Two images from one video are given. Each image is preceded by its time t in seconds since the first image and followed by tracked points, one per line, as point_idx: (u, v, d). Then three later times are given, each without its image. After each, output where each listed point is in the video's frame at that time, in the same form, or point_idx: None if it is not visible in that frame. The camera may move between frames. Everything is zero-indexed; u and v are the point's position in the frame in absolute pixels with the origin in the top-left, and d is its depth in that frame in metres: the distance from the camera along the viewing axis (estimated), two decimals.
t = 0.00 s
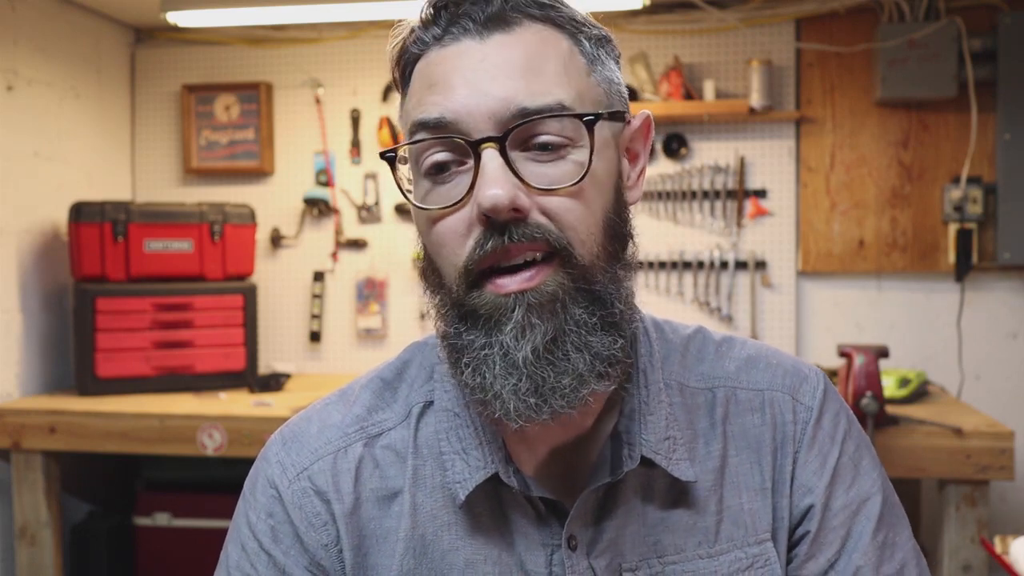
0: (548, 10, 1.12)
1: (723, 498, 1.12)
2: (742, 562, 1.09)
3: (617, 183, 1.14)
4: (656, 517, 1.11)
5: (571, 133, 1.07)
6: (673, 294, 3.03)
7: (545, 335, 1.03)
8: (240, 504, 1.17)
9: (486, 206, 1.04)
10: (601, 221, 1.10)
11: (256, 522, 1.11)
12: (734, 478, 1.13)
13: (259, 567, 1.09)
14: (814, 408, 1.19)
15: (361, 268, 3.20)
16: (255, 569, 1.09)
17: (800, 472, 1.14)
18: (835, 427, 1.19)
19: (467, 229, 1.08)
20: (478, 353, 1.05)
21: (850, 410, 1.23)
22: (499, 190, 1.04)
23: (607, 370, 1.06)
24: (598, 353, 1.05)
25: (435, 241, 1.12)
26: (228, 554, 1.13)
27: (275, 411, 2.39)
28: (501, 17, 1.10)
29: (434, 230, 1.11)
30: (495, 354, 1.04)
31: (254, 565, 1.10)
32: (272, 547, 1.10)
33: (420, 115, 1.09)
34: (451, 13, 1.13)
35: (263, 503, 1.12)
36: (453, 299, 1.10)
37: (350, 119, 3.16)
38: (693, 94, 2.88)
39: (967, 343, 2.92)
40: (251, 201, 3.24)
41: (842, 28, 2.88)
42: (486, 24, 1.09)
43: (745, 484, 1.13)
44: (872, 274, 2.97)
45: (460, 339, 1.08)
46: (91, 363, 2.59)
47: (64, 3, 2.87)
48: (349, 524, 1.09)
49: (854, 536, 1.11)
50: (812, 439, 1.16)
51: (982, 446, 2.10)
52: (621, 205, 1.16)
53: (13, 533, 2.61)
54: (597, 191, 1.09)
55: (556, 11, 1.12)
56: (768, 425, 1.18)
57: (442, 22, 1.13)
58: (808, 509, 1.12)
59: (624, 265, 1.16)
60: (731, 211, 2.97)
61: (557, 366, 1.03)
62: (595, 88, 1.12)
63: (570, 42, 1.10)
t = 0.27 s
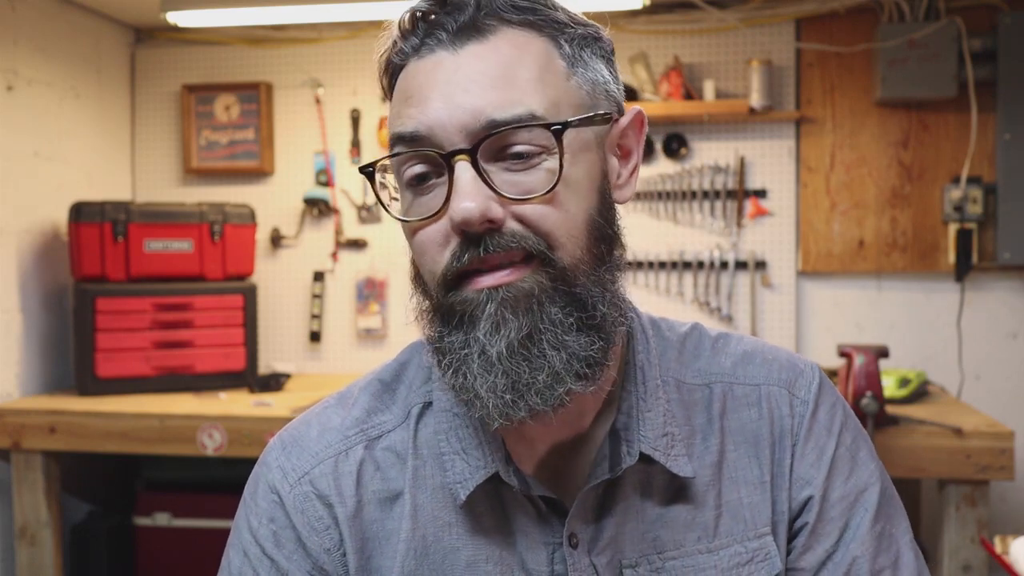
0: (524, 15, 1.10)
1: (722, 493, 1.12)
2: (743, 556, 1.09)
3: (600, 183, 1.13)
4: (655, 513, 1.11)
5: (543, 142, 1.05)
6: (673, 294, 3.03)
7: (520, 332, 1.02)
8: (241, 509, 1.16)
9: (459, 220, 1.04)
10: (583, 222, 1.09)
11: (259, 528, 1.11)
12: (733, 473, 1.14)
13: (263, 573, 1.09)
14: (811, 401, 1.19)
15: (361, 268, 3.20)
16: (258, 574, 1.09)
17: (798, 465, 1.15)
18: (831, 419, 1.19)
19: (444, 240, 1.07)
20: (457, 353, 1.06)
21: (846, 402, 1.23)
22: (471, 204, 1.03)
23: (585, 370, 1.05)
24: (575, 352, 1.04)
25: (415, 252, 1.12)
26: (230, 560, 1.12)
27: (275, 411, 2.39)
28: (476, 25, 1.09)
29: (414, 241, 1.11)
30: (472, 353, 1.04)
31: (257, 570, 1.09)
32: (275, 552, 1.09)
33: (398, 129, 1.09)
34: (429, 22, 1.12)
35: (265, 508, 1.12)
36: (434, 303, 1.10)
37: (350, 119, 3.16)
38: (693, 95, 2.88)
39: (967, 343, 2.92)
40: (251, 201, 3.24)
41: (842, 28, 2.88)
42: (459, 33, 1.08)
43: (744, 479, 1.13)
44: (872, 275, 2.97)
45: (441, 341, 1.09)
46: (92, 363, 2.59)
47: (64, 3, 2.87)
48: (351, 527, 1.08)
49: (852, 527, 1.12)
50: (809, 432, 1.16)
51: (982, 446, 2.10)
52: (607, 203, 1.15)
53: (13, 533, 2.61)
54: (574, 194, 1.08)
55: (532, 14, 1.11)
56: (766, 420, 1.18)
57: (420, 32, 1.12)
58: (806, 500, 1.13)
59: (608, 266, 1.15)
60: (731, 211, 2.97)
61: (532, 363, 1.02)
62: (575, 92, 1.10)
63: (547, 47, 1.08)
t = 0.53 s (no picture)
0: (524, 15, 1.10)
1: (720, 491, 1.12)
2: (741, 554, 1.09)
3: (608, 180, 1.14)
4: (654, 511, 1.11)
5: (563, 139, 1.06)
6: (672, 294, 3.03)
7: (555, 329, 1.03)
8: (241, 515, 1.16)
9: (490, 222, 1.03)
10: (601, 218, 1.10)
11: (259, 532, 1.11)
12: (730, 471, 1.13)
13: None
14: (806, 399, 1.19)
15: (361, 268, 3.20)
16: None
17: (792, 463, 1.14)
18: (825, 418, 1.19)
19: (467, 243, 1.07)
20: (488, 356, 1.05)
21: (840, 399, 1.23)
22: (500, 205, 1.03)
23: (616, 363, 1.07)
24: (607, 345, 1.05)
25: (435, 258, 1.11)
26: (231, 564, 1.12)
27: (275, 411, 2.39)
28: (479, 27, 1.09)
29: (435, 248, 1.10)
30: (506, 353, 1.04)
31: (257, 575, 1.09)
32: (275, 556, 1.09)
33: (409, 135, 1.08)
34: (429, 28, 1.12)
35: (264, 513, 1.12)
36: (458, 309, 1.09)
37: (349, 119, 3.16)
38: (693, 95, 2.88)
39: (966, 343, 2.92)
40: (251, 201, 3.24)
41: (842, 28, 2.88)
42: (466, 35, 1.08)
43: (740, 477, 1.13)
44: (872, 274, 2.97)
45: (469, 345, 1.08)
46: (92, 363, 2.59)
47: (64, 3, 2.87)
48: (352, 530, 1.08)
49: (845, 526, 1.11)
50: (805, 430, 1.16)
51: (981, 446, 2.09)
52: (614, 198, 1.16)
53: (13, 533, 2.61)
54: (593, 190, 1.09)
55: (532, 14, 1.11)
56: (762, 418, 1.17)
57: (421, 37, 1.12)
58: (800, 498, 1.12)
59: (623, 260, 1.16)
60: (731, 211, 2.97)
61: (568, 359, 1.03)
62: (579, 89, 1.10)
63: (550, 46, 1.09)
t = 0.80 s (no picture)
0: (512, 19, 1.10)
1: (712, 501, 1.12)
2: (731, 565, 1.09)
3: (592, 191, 1.13)
4: (645, 518, 1.11)
5: (537, 152, 1.05)
6: (672, 293, 3.03)
7: (519, 347, 1.03)
8: (235, 513, 1.16)
9: (455, 232, 1.03)
10: (576, 232, 1.09)
11: (252, 530, 1.11)
12: (723, 481, 1.13)
13: None
14: (805, 411, 1.18)
15: (361, 268, 3.20)
16: None
17: (789, 477, 1.14)
18: (826, 432, 1.18)
19: (439, 251, 1.07)
20: (457, 367, 1.06)
21: (841, 414, 1.23)
22: (466, 216, 1.03)
23: (584, 381, 1.06)
24: (574, 364, 1.04)
25: (411, 262, 1.12)
26: (225, 562, 1.13)
27: (275, 411, 2.39)
28: (464, 31, 1.08)
29: (409, 252, 1.11)
30: (472, 367, 1.04)
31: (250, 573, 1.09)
32: (267, 555, 1.09)
33: (389, 141, 1.09)
34: (416, 31, 1.12)
35: (257, 512, 1.12)
36: (433, 317, 1.10)
37: (349, 119, 3.16)
38: (693, 95, 2.88)
39: (967, 343, 2.92)
40: (251, 201, 3.24)
41: (841, 28, 2.88)
42: (449, 40, 1.08)
43: (733, 487, 1.13)
44: (872, 275, 2.97)
45: (442, 354, 1.09)
46: (91, 363, 2.59)
47: (65, 3, 2.87)
48: (342, 530, 1.09)
49: (844, 543, 1.11)
50: (802, 443, 1.16)
51: (982, 446, 2.09)
52: (598, 210, 1.15)
53: (13, 533, 2.61)
54: (567, 205, 1.08)
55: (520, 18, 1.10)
56: (757, 428, 1.17)
57: (408, 40, 1.12)
58: (794, 514, 1.12)
59: (602, 273, 1.16)
60: (731, 211, 2.97)
61: (532, 378, 1.02)
62: (565, 96, 1.10)
63: (536, 52, 1.08)
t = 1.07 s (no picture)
0: (497, 18, 1.10)
1: (711, 500, 1.12)
2: (731, 564, 1.09)
3: (581, 191, 1.13)
4: (644, 519, 1.11)
5: (521, 153, 1.05)
6: (672, 294, 3.03)
7: (510, 353, 1.03)
8: (232, 520, 1.16)
9: (438, 236, 1.03)
10: (563, 234, 1.09)
11: (249, 537, 1.11)
12: (722, 480, 1.13)
13: None
14: (805, 408, 1.18)
15: (361, 268, 3.20)
16: None
17: (795, 477, 1.14)
18: (828, 429, 1.18)
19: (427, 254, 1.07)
20: (447, 372, 1.06)
21: (841, 409, 1.23)
22: (450, 219, 1.02)
23: (576, 384, 1.06)
24: (565, 367, 1.05)
25: (399, 268, 1.12)
26: (223, 569, 1.12)
27: (275, 411, 2.39)
28: (446, 32, 1.08)
29: (398, 257, 1.11)
30: (462, 373, 1.04)
31: None
32: (265, 561, 1.09)
33: (373, 145, 1.08)
34: (400, 33, 1.12)
35: (254, 518, 1.12)
36: (422, 322, 1.10)
37: (349, 119, 3.16)
38: (693, 95, 2.88)
39: (967, 343, 2.92)
40: (251, 201, 3.24)
41: (842, 28, 2.88)
42: (430, 42, 1.08)
43: (732, 486, 1.13)
44: (872, 275, 2.97)
45: (432, 358, 1.09)
46: (92, 363, 2.59)
47: (65, 3, 2.87)
48: (339, 535, 1.08)
49: (853, 539, 1.11)
50: (804, 442, 1.16)
51: (982, 446, 2.09)
52: (589, 209, 1.15)
53: (13, 533, 2.61)
54: (553, 207, 1.08)
55: (505, 18, 1.10)
56: (756, 426, 1.17)
57: (392, 42, 1.12)
58: (801, 514, 1.12)
59: (593, 274, 1.16)
60: (731, 211, 2.97)
61: (523, 384, 1.03)
62: (550, 97, 1.09)
63: (519, 52, 1.08)
